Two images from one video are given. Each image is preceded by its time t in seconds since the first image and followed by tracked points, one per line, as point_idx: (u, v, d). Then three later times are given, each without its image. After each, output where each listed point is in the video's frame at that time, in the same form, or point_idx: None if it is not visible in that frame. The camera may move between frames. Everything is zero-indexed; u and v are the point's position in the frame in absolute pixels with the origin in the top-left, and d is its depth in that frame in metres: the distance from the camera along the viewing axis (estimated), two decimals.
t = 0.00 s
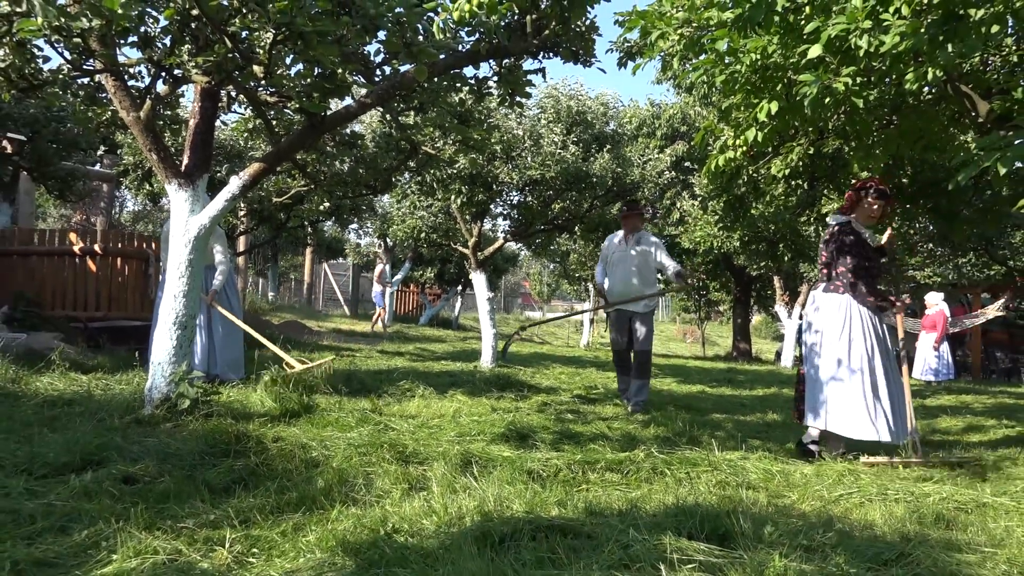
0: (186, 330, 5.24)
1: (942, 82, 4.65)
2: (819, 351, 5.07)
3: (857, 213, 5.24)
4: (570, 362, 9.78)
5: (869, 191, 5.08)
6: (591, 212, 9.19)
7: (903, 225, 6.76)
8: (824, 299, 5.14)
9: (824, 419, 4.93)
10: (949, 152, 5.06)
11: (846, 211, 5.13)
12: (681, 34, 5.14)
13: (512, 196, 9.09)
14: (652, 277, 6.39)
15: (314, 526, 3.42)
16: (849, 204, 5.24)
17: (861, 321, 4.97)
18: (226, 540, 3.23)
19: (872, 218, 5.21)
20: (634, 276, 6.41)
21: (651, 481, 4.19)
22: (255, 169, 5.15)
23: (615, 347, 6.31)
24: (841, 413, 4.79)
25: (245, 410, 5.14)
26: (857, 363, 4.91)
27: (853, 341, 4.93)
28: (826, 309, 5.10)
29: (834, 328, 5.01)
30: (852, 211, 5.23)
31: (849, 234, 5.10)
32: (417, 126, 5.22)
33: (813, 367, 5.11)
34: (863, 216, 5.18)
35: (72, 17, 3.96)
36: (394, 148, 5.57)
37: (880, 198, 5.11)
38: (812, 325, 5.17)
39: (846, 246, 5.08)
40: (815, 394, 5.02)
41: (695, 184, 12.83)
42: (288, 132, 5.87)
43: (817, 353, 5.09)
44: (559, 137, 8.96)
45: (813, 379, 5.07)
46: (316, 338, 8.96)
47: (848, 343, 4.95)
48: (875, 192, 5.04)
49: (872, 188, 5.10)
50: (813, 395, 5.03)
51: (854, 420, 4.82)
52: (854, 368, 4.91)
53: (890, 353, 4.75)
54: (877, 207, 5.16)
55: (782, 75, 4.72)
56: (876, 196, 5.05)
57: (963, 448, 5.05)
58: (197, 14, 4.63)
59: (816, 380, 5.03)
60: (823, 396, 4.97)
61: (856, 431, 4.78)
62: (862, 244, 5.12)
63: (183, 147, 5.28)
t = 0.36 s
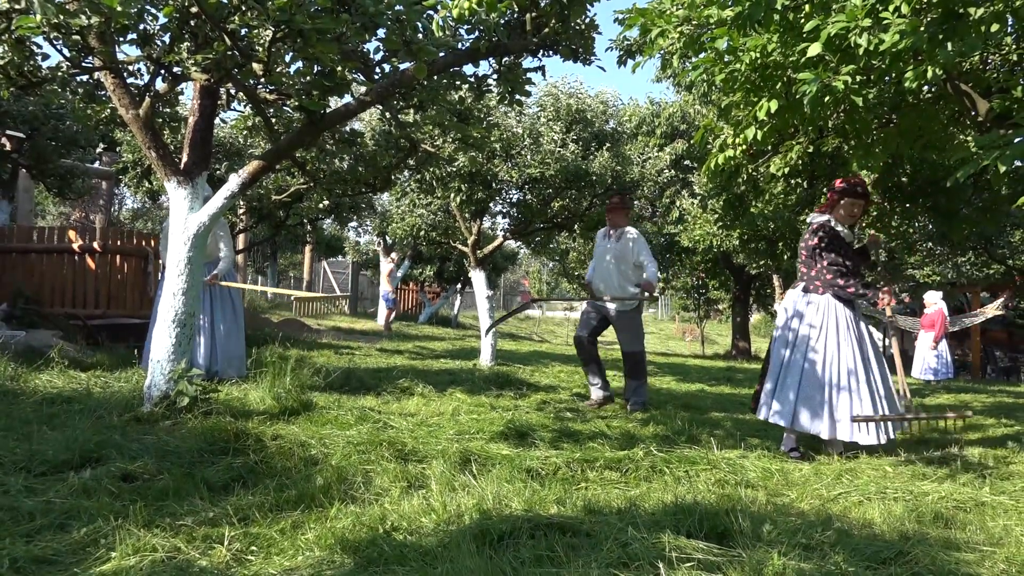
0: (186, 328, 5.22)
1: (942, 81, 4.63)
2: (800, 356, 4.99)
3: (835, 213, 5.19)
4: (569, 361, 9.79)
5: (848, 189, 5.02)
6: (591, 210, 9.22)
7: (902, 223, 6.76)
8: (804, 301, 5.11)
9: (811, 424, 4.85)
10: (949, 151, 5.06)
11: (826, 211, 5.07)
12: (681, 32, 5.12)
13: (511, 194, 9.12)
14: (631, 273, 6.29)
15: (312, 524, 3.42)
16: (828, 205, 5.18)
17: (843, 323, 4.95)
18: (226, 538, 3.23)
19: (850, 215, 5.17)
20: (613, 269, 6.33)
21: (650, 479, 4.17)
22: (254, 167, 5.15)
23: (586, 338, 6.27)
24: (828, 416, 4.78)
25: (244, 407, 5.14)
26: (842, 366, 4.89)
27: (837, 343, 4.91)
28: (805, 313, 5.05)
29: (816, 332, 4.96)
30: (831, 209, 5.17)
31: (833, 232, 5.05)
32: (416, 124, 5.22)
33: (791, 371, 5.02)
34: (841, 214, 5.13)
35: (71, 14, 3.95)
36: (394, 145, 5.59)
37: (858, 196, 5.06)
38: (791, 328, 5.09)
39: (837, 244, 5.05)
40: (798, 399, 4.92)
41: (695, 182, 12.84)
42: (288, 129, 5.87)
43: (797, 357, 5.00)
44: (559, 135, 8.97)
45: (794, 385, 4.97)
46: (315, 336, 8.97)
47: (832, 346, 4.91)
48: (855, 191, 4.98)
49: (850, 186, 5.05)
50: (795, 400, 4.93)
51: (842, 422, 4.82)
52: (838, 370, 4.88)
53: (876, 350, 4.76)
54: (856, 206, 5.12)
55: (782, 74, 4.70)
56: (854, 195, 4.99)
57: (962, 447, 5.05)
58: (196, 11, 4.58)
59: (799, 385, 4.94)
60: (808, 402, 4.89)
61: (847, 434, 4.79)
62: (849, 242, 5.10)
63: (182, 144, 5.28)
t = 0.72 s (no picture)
0: (186, 325, 5.22)
1: (943, 80, 4.61)
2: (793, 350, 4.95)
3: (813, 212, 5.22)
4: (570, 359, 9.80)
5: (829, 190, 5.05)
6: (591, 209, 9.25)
7: (902, 222, 6.77)
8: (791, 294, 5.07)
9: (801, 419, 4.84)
10: (950, 150, 5.05)
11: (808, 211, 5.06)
12: (683, 31, 5.11)
13: (512, 192, 9.12)
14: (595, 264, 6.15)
15: (312, 522, 3.42)
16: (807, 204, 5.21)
17: (834, 321, 4.97)
18: (226, 536, 3.23)
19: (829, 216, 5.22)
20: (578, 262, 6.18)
21: (650, 478, 4.17)
22: (255, 164, 5.14)
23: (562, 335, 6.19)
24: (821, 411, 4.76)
25: (244, 405, 5.13)
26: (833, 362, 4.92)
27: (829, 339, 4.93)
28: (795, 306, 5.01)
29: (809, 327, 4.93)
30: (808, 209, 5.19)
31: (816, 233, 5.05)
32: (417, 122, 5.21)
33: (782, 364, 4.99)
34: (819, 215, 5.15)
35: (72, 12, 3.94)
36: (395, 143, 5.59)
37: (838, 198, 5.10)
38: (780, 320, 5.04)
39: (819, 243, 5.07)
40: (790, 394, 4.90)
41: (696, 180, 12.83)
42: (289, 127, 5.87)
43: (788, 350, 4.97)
44: (560, 133, 8.97)
45: (785, 379, 4.94)
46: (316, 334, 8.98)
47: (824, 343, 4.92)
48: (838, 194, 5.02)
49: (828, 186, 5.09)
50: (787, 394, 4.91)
51: (832, 419, 4.84)
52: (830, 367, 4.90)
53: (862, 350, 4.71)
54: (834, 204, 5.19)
55: (784, 72, 4.68)
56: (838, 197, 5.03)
57: (963, 446, 5.04)
58: (198, 9, 4.56)
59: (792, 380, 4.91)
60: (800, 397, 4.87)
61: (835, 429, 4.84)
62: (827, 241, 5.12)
63: (183, 142, 5.27)
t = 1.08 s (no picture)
0: (187, 323, 5.22)
1: (943, 79, 4.57)
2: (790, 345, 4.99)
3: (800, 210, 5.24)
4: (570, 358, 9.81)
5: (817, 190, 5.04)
6: (592, 207, 9.27)
7: (902, 221, 6.77)
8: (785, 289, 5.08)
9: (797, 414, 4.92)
10: (951, 149, 5.04)
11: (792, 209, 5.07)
12: (683, 29, 5.10)
13: (512, 191, 9.15)
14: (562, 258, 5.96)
15: (312, 519, 3.43)
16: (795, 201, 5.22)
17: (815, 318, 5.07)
18: (226, 533, 3.24)
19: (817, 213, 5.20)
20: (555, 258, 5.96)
21: (649, 476, 4.17)
22: (256, 162, 5.14)
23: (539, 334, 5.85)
24: (819, 405, 4.89)
25: (245, 402, 5.13)
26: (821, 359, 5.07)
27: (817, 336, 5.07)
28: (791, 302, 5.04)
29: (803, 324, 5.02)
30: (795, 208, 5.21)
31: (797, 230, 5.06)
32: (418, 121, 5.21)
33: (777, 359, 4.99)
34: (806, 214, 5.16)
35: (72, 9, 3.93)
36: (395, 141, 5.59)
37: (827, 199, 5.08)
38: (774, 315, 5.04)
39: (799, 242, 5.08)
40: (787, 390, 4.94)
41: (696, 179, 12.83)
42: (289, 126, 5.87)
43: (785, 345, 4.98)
44: (560, 131, 8.97)
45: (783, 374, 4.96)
46: (316, 332, 8.98)
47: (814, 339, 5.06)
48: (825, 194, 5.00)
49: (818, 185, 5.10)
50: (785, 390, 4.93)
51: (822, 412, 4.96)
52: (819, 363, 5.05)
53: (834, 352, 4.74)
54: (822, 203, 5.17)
55: (784, 71, 4.67)
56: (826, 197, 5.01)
57: (963, 445, 5.04)
58: (198, 6, 4.53)
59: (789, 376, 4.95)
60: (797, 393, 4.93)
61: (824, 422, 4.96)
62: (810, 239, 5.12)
63: (183, 139, 5.26)
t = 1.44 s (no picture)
0: (189, 322, 5.21)
1: (946, 79, 4.56)
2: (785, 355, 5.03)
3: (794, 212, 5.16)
4: (572, 357, 9.82)
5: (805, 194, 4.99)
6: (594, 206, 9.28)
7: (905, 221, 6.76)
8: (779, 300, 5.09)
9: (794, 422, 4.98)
10: (953, 148, 5.04)
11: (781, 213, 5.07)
12: (686, 29, 5.10)
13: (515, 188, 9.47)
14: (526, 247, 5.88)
15: (315, 518, 3.43)
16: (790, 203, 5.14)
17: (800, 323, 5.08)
18: (228, 532, 3.24)
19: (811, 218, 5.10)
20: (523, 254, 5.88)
21: (652, 475, 4.18)
22: (258, 161, 5.14)
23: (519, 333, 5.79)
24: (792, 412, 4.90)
25: (247, 401, 5.13)
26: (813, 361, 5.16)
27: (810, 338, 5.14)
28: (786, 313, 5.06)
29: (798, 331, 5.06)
30: (794, 211, 5.20)
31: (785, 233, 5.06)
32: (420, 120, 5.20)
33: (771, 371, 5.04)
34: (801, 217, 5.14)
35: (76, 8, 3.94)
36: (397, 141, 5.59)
37: (821, 202, 4.99)
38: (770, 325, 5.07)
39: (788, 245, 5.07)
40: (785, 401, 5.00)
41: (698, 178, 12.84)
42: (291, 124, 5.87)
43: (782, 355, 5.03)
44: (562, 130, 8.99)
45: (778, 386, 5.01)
46: (318, 331, 8.98)
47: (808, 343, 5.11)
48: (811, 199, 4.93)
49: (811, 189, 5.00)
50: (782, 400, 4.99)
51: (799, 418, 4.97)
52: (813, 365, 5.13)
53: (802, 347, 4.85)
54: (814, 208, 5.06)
55: (787, 71, 4.66)
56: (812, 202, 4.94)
57: (966, 445, 5.03)
58: (201, 5, 4.52)
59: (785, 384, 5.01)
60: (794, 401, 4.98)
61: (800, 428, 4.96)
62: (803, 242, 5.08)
63: (185, 138, 5.26)
